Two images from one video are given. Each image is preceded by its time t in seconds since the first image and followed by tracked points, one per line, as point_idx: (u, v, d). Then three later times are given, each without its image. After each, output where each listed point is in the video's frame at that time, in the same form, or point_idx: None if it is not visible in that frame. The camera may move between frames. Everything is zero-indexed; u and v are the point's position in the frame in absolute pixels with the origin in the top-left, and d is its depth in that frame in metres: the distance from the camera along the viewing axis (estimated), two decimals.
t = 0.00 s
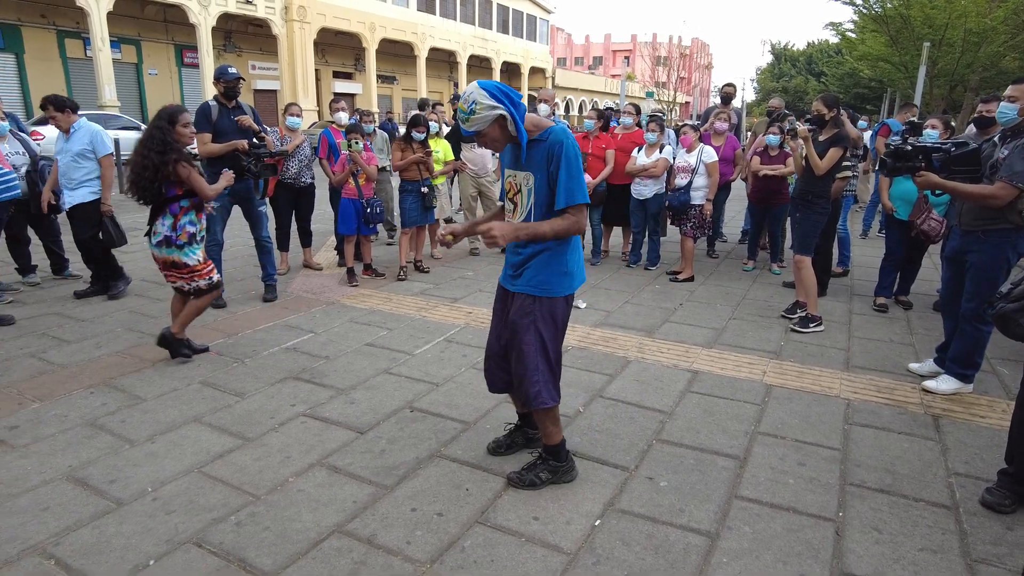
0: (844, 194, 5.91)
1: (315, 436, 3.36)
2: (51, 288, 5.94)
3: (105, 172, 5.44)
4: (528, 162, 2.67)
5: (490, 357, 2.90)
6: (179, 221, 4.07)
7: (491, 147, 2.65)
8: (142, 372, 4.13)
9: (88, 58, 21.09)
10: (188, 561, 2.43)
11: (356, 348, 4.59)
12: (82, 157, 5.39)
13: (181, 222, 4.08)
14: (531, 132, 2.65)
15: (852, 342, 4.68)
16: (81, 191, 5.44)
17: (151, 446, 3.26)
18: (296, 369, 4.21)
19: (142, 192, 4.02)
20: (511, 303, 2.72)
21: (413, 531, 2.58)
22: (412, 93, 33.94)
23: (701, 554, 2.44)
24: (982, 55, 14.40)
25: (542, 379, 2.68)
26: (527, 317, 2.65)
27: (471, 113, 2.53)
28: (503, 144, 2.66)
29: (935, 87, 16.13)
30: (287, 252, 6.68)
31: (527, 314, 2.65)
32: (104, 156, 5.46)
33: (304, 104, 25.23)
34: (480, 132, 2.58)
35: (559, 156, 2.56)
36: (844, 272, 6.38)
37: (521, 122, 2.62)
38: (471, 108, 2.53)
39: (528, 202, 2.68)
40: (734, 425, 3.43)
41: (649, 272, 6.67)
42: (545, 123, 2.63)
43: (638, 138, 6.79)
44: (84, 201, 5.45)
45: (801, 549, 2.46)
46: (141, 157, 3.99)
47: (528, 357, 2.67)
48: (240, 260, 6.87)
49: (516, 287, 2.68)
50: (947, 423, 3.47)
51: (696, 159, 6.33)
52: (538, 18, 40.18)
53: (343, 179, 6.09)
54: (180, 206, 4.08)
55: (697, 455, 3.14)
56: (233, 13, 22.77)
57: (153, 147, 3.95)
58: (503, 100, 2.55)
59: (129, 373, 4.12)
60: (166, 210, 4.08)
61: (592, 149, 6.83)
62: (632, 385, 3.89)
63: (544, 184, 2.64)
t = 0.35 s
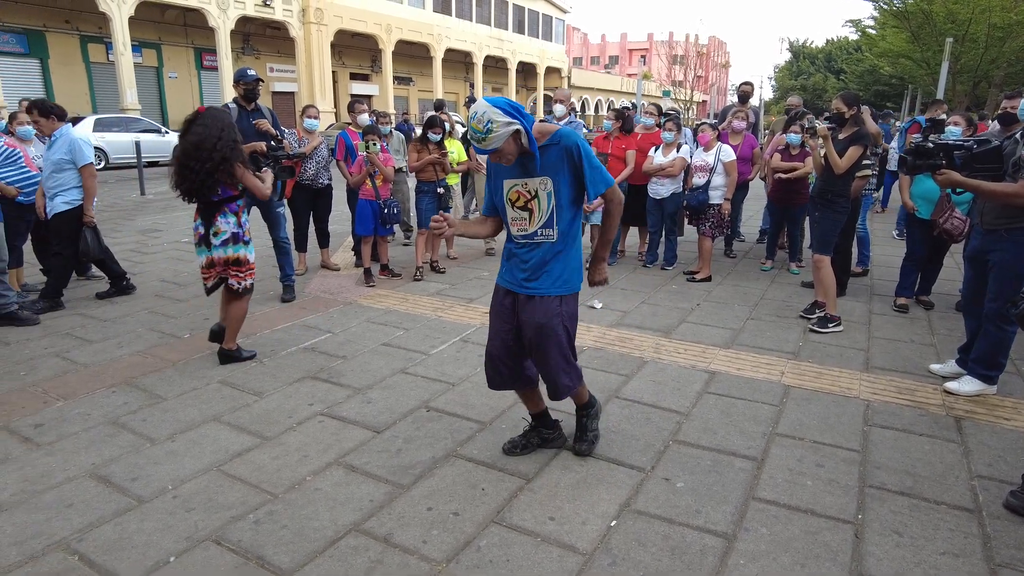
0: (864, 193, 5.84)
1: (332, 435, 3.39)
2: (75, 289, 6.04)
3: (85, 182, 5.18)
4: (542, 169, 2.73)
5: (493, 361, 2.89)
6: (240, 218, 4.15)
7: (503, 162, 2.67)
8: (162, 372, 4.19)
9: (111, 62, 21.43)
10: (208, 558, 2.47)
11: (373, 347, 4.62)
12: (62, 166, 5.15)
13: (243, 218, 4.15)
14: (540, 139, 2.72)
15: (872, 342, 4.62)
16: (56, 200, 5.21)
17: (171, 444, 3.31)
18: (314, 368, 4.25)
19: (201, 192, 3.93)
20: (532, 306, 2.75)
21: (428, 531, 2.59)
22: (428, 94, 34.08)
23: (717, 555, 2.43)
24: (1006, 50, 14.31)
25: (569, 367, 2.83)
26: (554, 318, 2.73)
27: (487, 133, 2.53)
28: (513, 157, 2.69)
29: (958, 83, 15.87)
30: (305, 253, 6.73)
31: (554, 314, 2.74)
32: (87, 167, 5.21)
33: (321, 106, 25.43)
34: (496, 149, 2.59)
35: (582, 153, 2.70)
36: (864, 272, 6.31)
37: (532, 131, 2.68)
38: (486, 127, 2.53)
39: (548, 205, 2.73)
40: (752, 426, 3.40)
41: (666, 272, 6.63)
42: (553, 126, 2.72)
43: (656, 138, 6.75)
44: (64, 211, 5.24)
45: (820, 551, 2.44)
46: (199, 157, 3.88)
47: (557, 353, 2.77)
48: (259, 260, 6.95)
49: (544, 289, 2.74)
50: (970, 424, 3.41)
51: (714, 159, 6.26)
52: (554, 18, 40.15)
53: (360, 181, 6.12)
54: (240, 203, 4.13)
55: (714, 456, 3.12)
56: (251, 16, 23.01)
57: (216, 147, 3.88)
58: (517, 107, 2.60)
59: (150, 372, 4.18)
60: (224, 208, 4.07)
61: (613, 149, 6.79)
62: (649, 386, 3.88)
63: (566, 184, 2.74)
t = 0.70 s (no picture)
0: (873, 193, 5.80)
1: (340, 435, 3.40)
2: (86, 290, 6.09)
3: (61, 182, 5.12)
4: (549, 161, 2.75)
5: (513, 359, 2.91)
6: (280, 220, 4.18)
7: (508, 161, 2.67)
8: (172, 372, 4.21)
9: (121, 65, 21.60)
10: (217, 557, 2.48)
11: (381, 348, 4.64)
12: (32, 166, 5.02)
13: (283, 221, 4.18)
14: (541, 133, 2.77)
15: (881, 342, 4.59)
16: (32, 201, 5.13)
17: (180, 444, 3.33)
18: (323, 368, 4.27)
19: (261, 190, 3.99)
20: (550, 302, 2.77)
21: (436, 531, 2.60)
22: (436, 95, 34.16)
23: (725, 556, 2.42)
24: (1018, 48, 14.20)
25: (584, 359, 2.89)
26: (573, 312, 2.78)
27: (494, 132, 2.54)
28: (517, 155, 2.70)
29: (969, 80, 15.74)
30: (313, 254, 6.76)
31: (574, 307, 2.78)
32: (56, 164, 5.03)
33: (329, 107, 25.52)
34: (502, 148, 2.59)
35: (586, 139, 2.80)
36: (873, 272, 6.27)
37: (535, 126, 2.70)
38: (493, 126, 2.53)
39: (559, 197, 2.75)
40: (760, 426, 3.39)
41: (674, 272, 6.62)
42: (553, 118, 2.78)
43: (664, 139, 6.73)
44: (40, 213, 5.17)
45: (828, 553, 2.42)
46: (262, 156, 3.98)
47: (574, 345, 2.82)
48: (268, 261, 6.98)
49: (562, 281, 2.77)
50: (981, 425, 3.39)
51: (723, 159, 6.21)
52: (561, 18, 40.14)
53: (368, 182, 6.13)
54: (285, 206, 4.17)
55: (721, 456, 3.11)
56: (260, 18, 23.13)
57: (277, 149, 4.00)
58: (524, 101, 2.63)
59: (160, 372, 4.21)
60: (269, 210, 4.12)
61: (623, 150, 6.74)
62: (657, 386, 3.87)
63: (574, 172, 2.79)
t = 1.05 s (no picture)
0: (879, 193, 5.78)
1: (345, 436, 3.41)
2: (93, 290, 6.13)
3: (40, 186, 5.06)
4: (544, 163, 2.73)
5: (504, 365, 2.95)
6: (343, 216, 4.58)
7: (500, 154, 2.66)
8: (178, 372, 4.23)
9: (128, 67, 21.70)
10: (222, 557, 2.49)
11: (386, 348, 4.64)
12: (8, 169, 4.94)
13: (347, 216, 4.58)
14: (540, 134, 2.75)
15: (887, 343, 4.57)
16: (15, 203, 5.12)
17: (186, 444, 3.34)
18: (328, 369, 4.28)
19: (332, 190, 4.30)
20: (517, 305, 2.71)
21: (441, 531, 2.60)
22: (441, 96, 34.20)
23: (730, 557, 2.42)
24: None
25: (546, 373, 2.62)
26: (536, 313, 2.64)
27: (487, 121, 2.51)
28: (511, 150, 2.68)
29: (976, 80, 15.66)
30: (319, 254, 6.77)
31: (536, 309, 2.65)
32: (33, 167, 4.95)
33: (334, 108, 25.58)
34: (493, 139, 2.57)
35: (586, 146, 2.75)
36: (879, 272, 6.25)
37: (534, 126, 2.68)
38: (488, 115, 2.52)
39: (549, 200, 2.70)
40: (765, 427, 3.38)
41: (679, 273, 6.61)
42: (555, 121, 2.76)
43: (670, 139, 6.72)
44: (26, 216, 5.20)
45: (834, 554, 2.42)
46: (319, 159, 4.28)
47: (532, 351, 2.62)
48: (273, 262, 6.99)
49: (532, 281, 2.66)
50: (988, 426, 3.37)
51: (728, 159, 6.20)
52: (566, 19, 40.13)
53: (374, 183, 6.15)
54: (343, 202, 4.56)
55: (727, 458, 3.10)
56: (265, 19, 23.19)
57: (337, 148, 4.36)
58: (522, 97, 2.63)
59: (165, 373, 4.23)
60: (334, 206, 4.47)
61: (628, 150, 6.73)
62: (661, 387, 3.87)
63: (569, 179, 2.74)
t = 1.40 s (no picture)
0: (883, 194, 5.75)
1: (349, 436, 3.41)
2: (97, 291, 6.14)
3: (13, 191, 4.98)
4: (528, 174, 2.53)
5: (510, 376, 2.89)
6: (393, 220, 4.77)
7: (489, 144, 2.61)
8: (182, 373, 4.25)
9: (132, 68, 21.77)
10: (226, 558, 2.50)
11: (389, 349, 4.64)
12: None
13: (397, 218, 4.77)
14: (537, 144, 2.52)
15: (892, 344, 4.56)
16: None
17: (190, 445, 3.35)
18: (331, 370, 4.28)
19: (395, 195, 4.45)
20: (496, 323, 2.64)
21: (444, 532, 2.60)
22: (444, 97, 34.24)
23: (734, 559, 2.41)
24: None
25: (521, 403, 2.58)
26: (507, 337, 2.53)
27: (470, 105, 2.49)
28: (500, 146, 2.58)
29: (981, 80, 15.61)
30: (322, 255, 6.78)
31: (509, 330, 2.54)
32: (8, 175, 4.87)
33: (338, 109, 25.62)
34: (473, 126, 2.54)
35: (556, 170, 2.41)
36: (884, 273, 6.23)
37: (519, 133, 2.48)
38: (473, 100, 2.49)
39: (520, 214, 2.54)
40: (769, 429, 3.37)
41: (682, 274, 6.59)
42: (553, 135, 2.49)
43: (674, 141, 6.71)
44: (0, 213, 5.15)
45: (839, 556, 2.41)
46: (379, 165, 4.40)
47: (502, 375, 2.55)
48: (277, 263, 7.00)
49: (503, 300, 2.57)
50: (993, 428, 3.35)
51: (732, 159, 6.18)
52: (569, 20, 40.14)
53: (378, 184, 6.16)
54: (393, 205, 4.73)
55: (731, 459, 3.09)
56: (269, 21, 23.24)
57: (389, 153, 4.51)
58: (508, 94, 2.45)
59: (170, 373, 4.24)
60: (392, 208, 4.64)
61: (631, 151, 6.73)
62: (665, 388, 3.86)
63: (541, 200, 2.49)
